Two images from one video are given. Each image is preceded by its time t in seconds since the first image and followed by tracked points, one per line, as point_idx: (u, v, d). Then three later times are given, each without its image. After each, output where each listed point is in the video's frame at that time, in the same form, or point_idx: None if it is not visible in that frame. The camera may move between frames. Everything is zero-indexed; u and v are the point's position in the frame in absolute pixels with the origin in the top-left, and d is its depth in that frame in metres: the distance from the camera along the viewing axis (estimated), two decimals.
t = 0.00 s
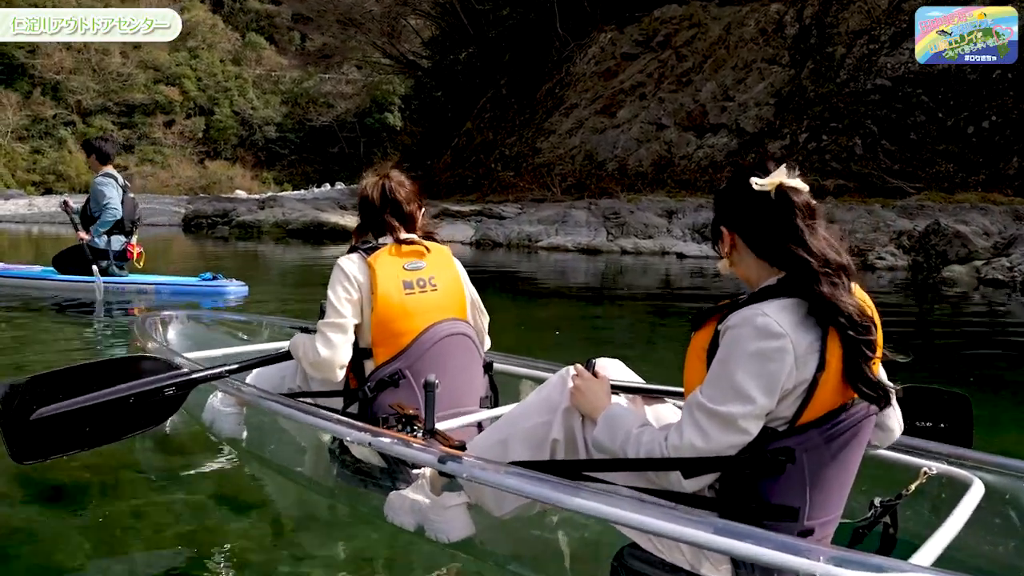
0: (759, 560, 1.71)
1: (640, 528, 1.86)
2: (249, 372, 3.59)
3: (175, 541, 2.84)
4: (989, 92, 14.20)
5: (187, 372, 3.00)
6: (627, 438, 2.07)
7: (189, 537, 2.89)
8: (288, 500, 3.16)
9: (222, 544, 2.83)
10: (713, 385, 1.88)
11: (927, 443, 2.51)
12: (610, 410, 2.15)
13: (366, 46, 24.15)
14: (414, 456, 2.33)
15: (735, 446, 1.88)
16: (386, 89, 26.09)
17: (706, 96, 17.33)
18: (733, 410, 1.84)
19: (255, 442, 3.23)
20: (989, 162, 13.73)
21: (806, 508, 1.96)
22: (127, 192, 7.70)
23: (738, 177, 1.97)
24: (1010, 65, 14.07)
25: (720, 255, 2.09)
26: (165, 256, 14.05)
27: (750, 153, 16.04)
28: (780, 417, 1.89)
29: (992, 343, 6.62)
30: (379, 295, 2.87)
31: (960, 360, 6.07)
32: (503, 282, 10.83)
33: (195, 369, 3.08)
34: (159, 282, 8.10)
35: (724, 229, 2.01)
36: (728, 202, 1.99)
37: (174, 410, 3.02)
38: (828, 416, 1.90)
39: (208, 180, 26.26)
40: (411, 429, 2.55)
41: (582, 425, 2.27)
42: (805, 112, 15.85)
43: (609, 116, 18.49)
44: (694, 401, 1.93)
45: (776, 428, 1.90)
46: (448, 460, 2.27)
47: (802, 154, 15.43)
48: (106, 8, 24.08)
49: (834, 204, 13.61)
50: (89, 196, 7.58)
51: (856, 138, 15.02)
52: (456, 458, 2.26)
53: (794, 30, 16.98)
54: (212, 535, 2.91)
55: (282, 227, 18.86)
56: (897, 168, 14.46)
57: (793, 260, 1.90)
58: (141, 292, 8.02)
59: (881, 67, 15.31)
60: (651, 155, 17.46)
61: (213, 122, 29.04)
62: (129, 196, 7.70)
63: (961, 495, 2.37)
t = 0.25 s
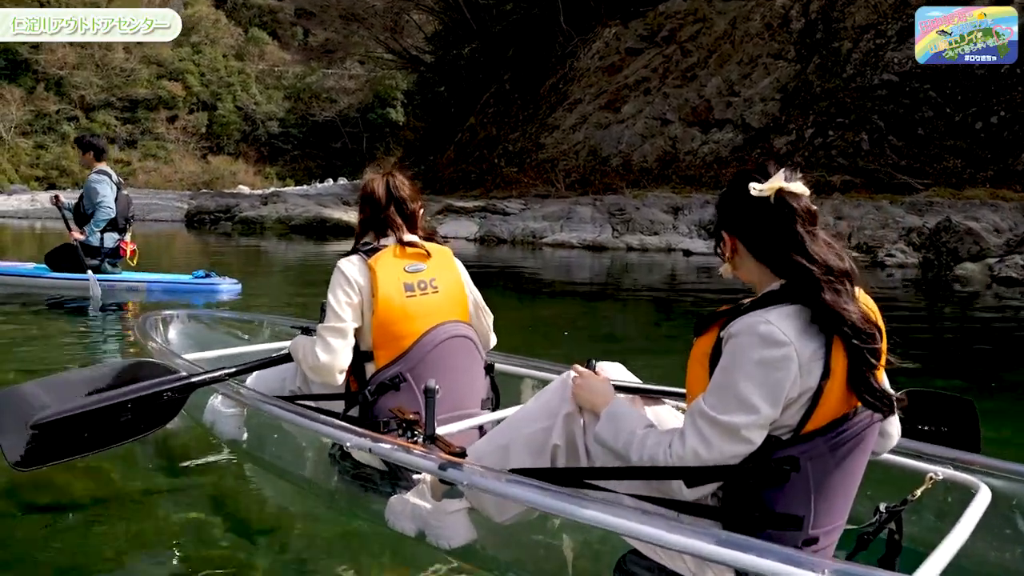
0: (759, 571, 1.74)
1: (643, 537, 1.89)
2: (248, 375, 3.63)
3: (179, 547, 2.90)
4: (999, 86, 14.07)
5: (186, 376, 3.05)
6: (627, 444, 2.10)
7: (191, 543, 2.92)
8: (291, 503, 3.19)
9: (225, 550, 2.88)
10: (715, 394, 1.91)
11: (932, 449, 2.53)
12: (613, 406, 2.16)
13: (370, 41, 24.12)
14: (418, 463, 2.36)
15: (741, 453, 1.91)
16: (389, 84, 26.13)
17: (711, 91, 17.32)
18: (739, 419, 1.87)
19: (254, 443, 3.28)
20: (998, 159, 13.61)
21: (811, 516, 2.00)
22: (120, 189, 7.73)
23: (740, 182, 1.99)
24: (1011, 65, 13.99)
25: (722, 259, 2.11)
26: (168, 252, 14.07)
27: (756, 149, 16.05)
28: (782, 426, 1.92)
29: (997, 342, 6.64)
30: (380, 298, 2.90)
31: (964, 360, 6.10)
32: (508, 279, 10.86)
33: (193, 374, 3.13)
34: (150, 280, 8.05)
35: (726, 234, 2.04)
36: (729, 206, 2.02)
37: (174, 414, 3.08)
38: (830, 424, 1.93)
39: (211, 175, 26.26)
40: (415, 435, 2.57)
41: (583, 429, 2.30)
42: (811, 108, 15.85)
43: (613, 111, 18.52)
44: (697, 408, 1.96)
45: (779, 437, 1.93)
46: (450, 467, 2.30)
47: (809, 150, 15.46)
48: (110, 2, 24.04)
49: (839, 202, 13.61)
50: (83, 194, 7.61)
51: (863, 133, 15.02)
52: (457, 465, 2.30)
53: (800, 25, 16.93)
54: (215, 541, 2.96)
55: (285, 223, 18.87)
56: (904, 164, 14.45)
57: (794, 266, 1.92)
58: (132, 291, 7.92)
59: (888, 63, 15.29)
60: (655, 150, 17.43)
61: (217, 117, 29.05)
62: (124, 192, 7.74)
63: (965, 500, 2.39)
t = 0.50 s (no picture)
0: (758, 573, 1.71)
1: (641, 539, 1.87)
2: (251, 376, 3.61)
3: (180, 551, 2.87)
4: (1006, 88, 14.15)
5: (186, 379, 3.03)
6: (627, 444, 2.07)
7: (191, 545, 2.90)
8: (290, 504, 3.17)
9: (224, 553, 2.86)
10: (706, 388, 1.89)
11: (930, 450, 2.51)
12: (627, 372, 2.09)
13: (373, 43, 24.10)
14: (415, 464, 2.34)
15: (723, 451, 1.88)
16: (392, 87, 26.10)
17: (717, 93, 17.22)
18: (721, 413, 1.85)
19: (256, 446, 3.26)
20: (1005, 160, 13.64)
21: (807, 518, 1.97)
22: (118, 192, 7.80)
23: (731, 187, 1.98)
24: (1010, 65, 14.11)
25: (721, 263, 2.08)
26: (171, 254, 14.04)
27: (762, 151, 16.01)
28: (778, 428, 1.89)
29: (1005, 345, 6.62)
30: (380, 300, 2.88)
31: (970, 364, 6.08)
32: (513, 281, 10.82)
33: (193, 376, 3.11)
34: (148, 283, 8.00)
35: (721, 238, 2.02)
36: (724, 210, 1.99)
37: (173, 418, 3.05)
38: (827, 426, 1.90)
39: (214, 177, 26.24)
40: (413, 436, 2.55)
41: (582, 431, 2.26)
42: (817, 110, 15.80)
43: (618, 113, 18.43)
44: (686, 401, 1.93)
45: (775, 439, 1.90)
46: (448, 469, 2.28)
47: (814, 152, 15.38)
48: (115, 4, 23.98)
49: (847, 204, 13.56)
50: (79, 196, 7.66)
51: (869, 135, 14.98)
52: (456, 467, 2.27)
53: (806, 26, 16.87)
54: (214, 543, 2.94)
55: (289, 226, 18.90)
56: (910, 166, 14.41)
57: (786, 269, 1.89)
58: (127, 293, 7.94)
59: (894, 64, 15.23)
60: (660, 153, 17.36)
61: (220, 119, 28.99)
62: (120, 195, 7.80)
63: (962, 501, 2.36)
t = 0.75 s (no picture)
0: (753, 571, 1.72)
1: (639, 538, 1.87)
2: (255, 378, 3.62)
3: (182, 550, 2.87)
4: (1008, 90, 14.21)
5: (191, 381, 3.03)
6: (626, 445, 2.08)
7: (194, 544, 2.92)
8: (292, 505, 3.19)
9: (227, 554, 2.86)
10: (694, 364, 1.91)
11: (925, 452, 2.50)
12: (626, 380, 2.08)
13: (374, 44, 24.11)
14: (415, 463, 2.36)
15: (674, 411, 1.92)
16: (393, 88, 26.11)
17: (719, 95, 17.21)
18: (694, 385, 1.89)
19: (260, 446, 3.24)
20: (1009, 163, 13.77)
21: (800, 518, 1.98)
22: (112, 194, 7.76)
23: (725, 194, 2.00)
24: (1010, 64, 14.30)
25: (718, 268, 2.09)
26: (172, 256, 14.04)
27: (764, 153, 16.02)
28: (773, 428, 1.90)
29: (1007, 348, 6.64)
30: (383, 303, 2.88)
31: (972, 367, 6.10)
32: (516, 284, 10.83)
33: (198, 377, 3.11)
34: (141, 284, 8.09)
35: (716, 245, 2.03)
36: (721, 216, 2.00)
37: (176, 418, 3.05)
38: (820, 428, 1.90)
39: (215, 179, 26.25)
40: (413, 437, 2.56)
41: (581, 431, 2.26)
42: (820, 112, 15.81)
43: (620, 115, 18.39)
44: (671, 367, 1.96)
45: (770, 439, 1.91)
46: (449, 469, 2.28)
47: (817, 154, 15.38)
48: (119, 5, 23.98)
49: (850, 206, 13.57)
50: (73, 200, 7.58)
51: (872, 137, 15.00)
52: (456, 467, 2.28)
53: (809, 28, 16.88)
54: (216, 543, 2.94)
55: (290, 228, 18.95)
56: (913, 168, 14.44)
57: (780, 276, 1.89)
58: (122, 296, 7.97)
59: (897, 66, 15.28)
60: (663, 155, 17.35)
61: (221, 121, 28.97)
62: (115, 197, 7.75)
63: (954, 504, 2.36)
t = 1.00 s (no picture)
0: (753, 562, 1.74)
1: (642, 531, 1.89)
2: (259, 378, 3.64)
3: (185, 547, 2.88)
4: (1009, 94, 14.27)
5: (197, 378, 3.05)
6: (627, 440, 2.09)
7: (198, 541, 2.93)
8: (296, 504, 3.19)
9: (229, 550, 2.87)
10: (700, 348, 1.93)
11: (923, 453, 2.51)
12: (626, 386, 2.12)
13: (373, 47, 24.12)
14: (418, 458, 2.37)
15: (674, 388, 1.96)
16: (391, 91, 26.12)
17: (719, 98, 17.26)
18: (696, 367, 1.92)
19: (263, 447, 3.26)
20: (1010, 165, 13.81)
21: (801, 513, 1.99)
22: (108, 198, 7.77)
23: (730, 193, 2.01)
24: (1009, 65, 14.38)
25: (719, 270, 2.10)
26: (170, 259, 14.02)
27: (765, 155, 16.05)
28: (774, 424, 1.92)
29: (1006, 350, 6.69)
30: (389, 303, 2.90)
31: (973, 369, 6.13)
32: (517, 287, 10.83)
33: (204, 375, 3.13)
34: (139, 288, 8.11)
35: (718, 247, 2.04)
36: (722, 217, 2.02)
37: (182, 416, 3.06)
38: (821, 424, 1.92)
39: (214, 182, 26.23)
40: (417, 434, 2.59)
41: (582, 430, 2.27)
42: (820, 114, 15.87)
43: (619, 118, 18.42)
44: (678, 349, 1.98)
45: (771, 435, 1.93)
46: (452, 464, 2.30)
47: (817, 157, 15.39)
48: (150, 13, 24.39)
49: (851, 209, 13.59)
50: (68, 202, 7.59)
51: (873, 140, 15.02)
52: (460, 461, 2.30)
53: (809, 31, 16.98)
54: (219, 540, 2.94)
55: (290, 230, 18.98)
56: (914, 172, 14.47)
57: (783, 276, 1.91)
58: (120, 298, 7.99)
59: (898, 69, 15.32)
60: (663, 158, 17.38)
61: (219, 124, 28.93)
62: (111, 200, 7.74)
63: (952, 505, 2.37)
